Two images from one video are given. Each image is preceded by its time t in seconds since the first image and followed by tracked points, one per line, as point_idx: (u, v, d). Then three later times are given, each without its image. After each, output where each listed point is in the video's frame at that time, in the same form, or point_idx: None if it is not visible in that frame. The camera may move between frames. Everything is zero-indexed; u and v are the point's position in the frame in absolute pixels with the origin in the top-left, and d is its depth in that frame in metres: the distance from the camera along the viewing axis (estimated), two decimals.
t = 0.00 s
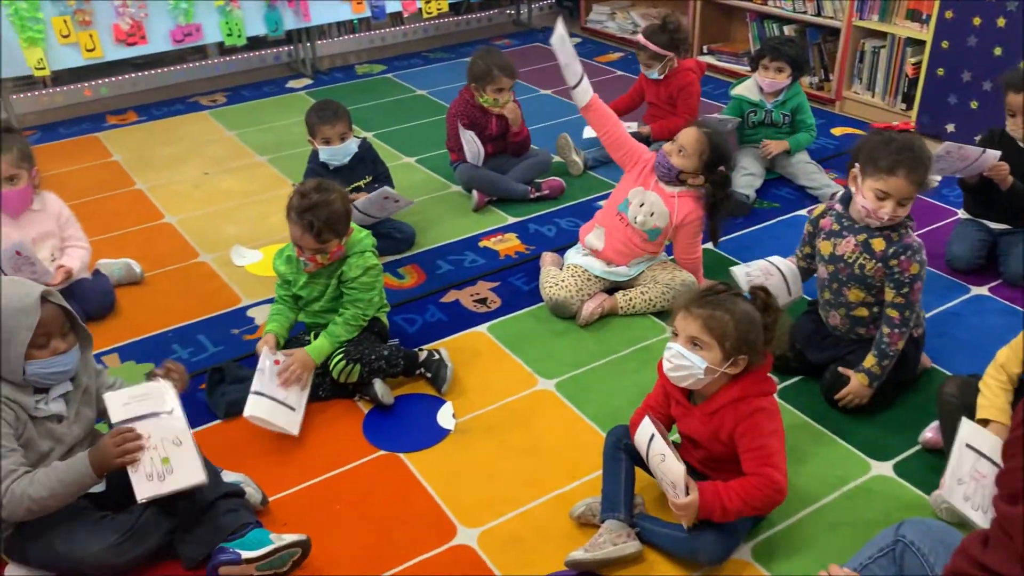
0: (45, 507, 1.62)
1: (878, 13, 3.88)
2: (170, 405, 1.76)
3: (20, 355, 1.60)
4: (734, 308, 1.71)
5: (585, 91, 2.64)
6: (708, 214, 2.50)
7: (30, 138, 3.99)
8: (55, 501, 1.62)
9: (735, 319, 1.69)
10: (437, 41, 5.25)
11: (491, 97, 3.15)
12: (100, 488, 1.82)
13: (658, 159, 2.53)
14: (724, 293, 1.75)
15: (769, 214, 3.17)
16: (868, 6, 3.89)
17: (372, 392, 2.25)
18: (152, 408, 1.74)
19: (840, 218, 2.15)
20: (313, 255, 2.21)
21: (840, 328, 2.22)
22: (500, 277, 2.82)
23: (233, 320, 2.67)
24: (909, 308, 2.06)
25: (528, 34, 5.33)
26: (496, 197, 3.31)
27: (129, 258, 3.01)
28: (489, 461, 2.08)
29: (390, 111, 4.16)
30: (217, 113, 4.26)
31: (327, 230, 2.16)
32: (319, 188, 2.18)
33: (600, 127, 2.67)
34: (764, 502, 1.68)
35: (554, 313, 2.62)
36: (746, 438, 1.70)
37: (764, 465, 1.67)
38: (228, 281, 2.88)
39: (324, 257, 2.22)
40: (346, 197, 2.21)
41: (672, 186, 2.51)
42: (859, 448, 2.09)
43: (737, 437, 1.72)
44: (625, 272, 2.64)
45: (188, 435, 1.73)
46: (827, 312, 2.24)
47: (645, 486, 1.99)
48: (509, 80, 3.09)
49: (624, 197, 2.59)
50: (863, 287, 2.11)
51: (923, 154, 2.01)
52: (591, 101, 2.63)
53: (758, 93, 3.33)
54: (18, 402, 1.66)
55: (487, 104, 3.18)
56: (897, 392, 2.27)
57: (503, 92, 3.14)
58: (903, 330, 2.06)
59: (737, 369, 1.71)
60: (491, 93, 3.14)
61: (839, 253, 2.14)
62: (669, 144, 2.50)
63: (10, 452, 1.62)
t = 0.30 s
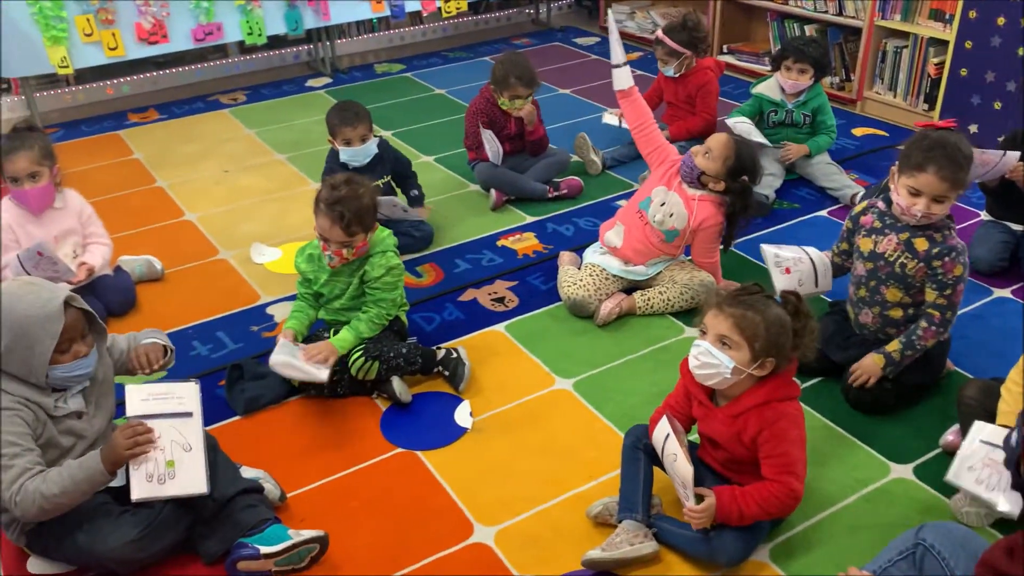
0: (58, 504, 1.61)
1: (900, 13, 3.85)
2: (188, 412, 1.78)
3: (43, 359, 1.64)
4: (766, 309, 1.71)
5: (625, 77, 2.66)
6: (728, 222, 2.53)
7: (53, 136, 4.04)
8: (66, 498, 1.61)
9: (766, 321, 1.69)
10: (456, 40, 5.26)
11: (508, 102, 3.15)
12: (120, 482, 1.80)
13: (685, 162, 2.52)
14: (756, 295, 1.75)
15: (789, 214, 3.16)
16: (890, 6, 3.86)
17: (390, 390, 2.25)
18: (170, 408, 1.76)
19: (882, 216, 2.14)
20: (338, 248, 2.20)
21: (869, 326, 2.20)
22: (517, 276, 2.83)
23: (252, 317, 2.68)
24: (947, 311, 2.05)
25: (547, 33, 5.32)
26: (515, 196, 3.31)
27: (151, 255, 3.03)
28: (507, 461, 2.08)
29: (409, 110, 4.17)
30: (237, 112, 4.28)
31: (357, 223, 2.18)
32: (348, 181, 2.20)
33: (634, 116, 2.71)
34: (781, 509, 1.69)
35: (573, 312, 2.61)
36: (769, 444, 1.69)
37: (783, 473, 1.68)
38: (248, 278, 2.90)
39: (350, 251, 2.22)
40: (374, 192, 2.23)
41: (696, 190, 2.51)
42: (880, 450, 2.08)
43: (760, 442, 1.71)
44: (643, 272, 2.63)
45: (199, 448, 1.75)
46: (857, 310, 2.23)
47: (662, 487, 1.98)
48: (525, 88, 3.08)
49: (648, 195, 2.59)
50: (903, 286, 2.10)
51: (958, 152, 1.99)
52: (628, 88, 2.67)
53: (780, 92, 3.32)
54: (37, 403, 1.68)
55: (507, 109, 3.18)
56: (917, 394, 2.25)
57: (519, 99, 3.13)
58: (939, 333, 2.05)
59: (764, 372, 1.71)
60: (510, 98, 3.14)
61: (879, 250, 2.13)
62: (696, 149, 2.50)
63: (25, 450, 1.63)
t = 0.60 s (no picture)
0: (66, 509, 1.62)
1: (912, 15, 3.83)
2: (200, 423, 1.79)
3: (57, 362, 1.65)
4: (784, 316, 1.69)
5: (649, 76, 2.63)
6: (742, 231, 2.50)
7: (67, 136, 4.06)
8: (75, 503, 1.61)
9: (783, 327, 1.68)
10: (467, 42, 5.27)
11: (513, 100, 3.15)
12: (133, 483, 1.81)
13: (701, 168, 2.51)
14: (774, 301, 1.73)
15: (800, 216, 3.15)
16: (902, 7, 3.85)
17: (400, 390, 2.26)
18: (181, 418, 1.78)
19: (904, 214, 2.13)
20: (352, 246, 2.21)
21: (885, 326, 2.19)
22: (528, 277, 2.83)
23: (263, 317, 2.69)
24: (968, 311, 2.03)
25: (557, 35, 5.33)
26: (525, 197, 3.32)
27: (163, 255, 3.05)
28: (516, 462, 2.08)
29: (419, 112, 4.18)
30: (249, 113, 4.30)
31: (373, 218, 2.18)
32: (366, 180, 2.22)
33: (658, 116, 2.69)
34: (774, 511, 1.70)
35: (582, 313, 2.62)
36: (773, 447, 1.68)
37: (779, 477, 1.68)
38: (259, 279, 2.91)
39: (364, 249, 2.22)
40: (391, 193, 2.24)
41: (710, 196, 2.50)
42: (891, 454, 2.07)
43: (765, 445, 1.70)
44: (653, 274, 2.63)
45: (208, 459, 1.75)
46: (873, 308, 2.22)
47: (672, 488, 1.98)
48: (527, 85, 3.09)
49: (664, 198, 2.58)
50: (924, 285, 2.09)
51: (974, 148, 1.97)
52: (653, 88, 2.65)
53: (793, 93, 3.31)
54: (51, 405, 1.69)
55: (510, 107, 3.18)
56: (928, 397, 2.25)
57: (524, 97, 3.13)
58: (958, 332, 2.04)
59: (776, 377, 1.70)
60: (513, 95, 3.14)
61: (901, 248, 2.12)
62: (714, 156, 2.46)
63: (34, 454, 1.64)
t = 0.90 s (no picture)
0: (70, 508, 1.62)
1: (914, 18, 3.84)
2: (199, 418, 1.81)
3: (57, 369, 1.66)
4: (786, 319, 1.69)
5: (670, 75, 2.63)
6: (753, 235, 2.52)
7: (71, 142, 4.08)
8: (78, 502, 1.62)
9: (784, 330, 1.67)
10: (470, 47, 5.28)
11: (508, 100, 3.16)
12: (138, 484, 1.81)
13: (706, 177, 2.53)
14: (778, 305, 1.73)
15: (802, 219, 3.15)
16: (904, 11, 3.85)
17: (403, 393, 2.26)
18: (181, 413, 1.80)
19: (907, 213, 2.14)
20: (354, 251, 2.22)
21: (885, 323, 2.20)
22: (530, 281, 2.83)
23: (267, 321, 2.70)
24: (964, 310, 2.05)
25: (559, 40, 5.34)
26: (528, 201, 3.32)
27: (167, 260, 3.06)
28: (517, 466, 2.08)
29: (422, 116, 4.19)
30: (252, 118, 4.31)
31: (373, 226, 2.19)
32: (369, 185, 2.23)
33: (674, 117, 2.70)
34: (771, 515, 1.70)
35: (585, 317, 2.62)
36: (770, 450, 1.69)
37: (776, 480, 1.68)
38: (262, 283, 2.92)
39: (365, 254, 2.23)
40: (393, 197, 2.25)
41: (718, 205, 2.52)
42: (893, 457, 2.07)
43: (761, 447, 1.70)
44: (657, 278, 2.63)
45: (208, 450, 1.76)
46: (873, 305, 2.24)
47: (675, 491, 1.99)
48: (522, 82, 3.10)
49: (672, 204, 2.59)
50: (924, 282, 2.10)
51: (969, 150, 1.97)
52: (671, 88, 2.65)
53: (795, 97, 3.32)
54: (53, 410, 1.70)
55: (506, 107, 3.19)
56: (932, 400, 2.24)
57: (519, 95, 3.14)
58: (955, 331, 2.05)
59: (774, 381, 1.70)
60: (508, 93, 3.16)
61: (903, 246, 2.13)
62: (718, 167, 2.49)
63: (37, 456, 1.64)
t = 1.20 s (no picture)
0: (59, 504, 1.62)
1: (907, 23, 3.86)
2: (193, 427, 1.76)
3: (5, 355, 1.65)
4: (798, 329, 1.68)
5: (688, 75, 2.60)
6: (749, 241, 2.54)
7: (69, 151, 4.09)
8: (67, 496, 1.61)
9: (795, 340, 1.67)
10: (466, 54, 5.30)
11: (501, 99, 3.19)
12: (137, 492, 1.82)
13: (705, 182, 2.54)
14: (792, 312, 1.70)
15: (797, 223, 3.17)
16: (897, 16, 3.88)
17: (403, 399, 2.27)
18: (180, 418, 1.77)
19: (897, 213, 2.15)
20: (353, 253, 2.23)
21: (874, 321, 2.21)
22: (528, 286, 2.84)
23: (266, 328, 2.71)
24: (952, 311, 2.06)
25: (555, 47, 5.37)
26: (525, 207, 3.34)
27: (166, 267, 3.07)
28: (516, 471, 2.09)
29: (418, 124, 4.21)
30: (250, 126, 4.33)
31: (373, 228, 2.20)
32: (369, 189, 2.25)
33: (686, 119, 2.70)
34: (769, 517, 1.72)
35: (583, 321, 2.63)
36: (769, 453, 1.70)
37: (775, 483, 1.70)
38: (261, 290, 2.93)
39: (364, 257, 2.24)
40: (393, 201, 2.27)
41: (715, 212, 2.53)
42: (891, 458, 2.08)
43: (761, 450, 1.71)
44: (655, 284, 2.62)
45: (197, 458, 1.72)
46: (864, 304, 2.25)
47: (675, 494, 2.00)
48: (511, 77, 3.14)
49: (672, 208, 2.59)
50: (910, 280, 2.11)
51: (955, 151, 1.99)
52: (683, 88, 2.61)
53: (788, 104, 3.34)
54: (49, 408, 1.72)
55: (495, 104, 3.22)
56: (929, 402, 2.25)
57: (508, 91, 3.16)
58: (942, 331, 2.06)
59: (776, 386, 1.71)
60: (497, 91, 3.19)
61: (891, 245, 2.14)
62: (717, 175, 2.49)
63: (31, 454, 1.66)
